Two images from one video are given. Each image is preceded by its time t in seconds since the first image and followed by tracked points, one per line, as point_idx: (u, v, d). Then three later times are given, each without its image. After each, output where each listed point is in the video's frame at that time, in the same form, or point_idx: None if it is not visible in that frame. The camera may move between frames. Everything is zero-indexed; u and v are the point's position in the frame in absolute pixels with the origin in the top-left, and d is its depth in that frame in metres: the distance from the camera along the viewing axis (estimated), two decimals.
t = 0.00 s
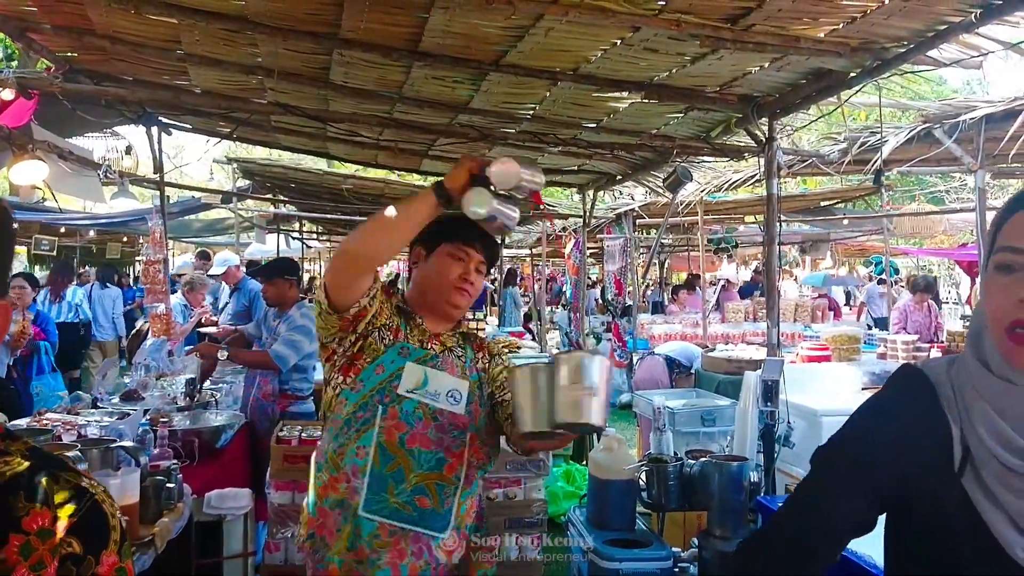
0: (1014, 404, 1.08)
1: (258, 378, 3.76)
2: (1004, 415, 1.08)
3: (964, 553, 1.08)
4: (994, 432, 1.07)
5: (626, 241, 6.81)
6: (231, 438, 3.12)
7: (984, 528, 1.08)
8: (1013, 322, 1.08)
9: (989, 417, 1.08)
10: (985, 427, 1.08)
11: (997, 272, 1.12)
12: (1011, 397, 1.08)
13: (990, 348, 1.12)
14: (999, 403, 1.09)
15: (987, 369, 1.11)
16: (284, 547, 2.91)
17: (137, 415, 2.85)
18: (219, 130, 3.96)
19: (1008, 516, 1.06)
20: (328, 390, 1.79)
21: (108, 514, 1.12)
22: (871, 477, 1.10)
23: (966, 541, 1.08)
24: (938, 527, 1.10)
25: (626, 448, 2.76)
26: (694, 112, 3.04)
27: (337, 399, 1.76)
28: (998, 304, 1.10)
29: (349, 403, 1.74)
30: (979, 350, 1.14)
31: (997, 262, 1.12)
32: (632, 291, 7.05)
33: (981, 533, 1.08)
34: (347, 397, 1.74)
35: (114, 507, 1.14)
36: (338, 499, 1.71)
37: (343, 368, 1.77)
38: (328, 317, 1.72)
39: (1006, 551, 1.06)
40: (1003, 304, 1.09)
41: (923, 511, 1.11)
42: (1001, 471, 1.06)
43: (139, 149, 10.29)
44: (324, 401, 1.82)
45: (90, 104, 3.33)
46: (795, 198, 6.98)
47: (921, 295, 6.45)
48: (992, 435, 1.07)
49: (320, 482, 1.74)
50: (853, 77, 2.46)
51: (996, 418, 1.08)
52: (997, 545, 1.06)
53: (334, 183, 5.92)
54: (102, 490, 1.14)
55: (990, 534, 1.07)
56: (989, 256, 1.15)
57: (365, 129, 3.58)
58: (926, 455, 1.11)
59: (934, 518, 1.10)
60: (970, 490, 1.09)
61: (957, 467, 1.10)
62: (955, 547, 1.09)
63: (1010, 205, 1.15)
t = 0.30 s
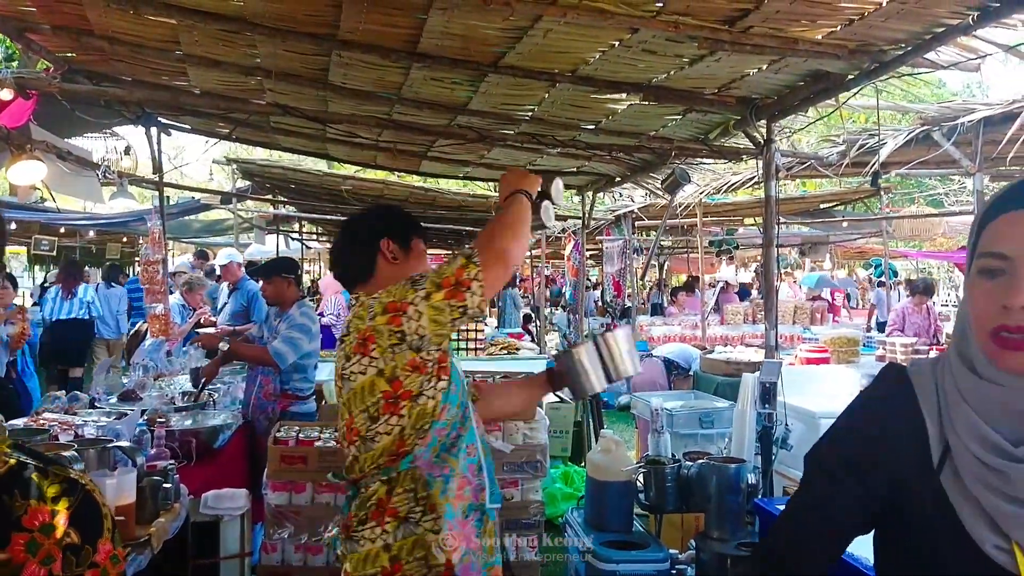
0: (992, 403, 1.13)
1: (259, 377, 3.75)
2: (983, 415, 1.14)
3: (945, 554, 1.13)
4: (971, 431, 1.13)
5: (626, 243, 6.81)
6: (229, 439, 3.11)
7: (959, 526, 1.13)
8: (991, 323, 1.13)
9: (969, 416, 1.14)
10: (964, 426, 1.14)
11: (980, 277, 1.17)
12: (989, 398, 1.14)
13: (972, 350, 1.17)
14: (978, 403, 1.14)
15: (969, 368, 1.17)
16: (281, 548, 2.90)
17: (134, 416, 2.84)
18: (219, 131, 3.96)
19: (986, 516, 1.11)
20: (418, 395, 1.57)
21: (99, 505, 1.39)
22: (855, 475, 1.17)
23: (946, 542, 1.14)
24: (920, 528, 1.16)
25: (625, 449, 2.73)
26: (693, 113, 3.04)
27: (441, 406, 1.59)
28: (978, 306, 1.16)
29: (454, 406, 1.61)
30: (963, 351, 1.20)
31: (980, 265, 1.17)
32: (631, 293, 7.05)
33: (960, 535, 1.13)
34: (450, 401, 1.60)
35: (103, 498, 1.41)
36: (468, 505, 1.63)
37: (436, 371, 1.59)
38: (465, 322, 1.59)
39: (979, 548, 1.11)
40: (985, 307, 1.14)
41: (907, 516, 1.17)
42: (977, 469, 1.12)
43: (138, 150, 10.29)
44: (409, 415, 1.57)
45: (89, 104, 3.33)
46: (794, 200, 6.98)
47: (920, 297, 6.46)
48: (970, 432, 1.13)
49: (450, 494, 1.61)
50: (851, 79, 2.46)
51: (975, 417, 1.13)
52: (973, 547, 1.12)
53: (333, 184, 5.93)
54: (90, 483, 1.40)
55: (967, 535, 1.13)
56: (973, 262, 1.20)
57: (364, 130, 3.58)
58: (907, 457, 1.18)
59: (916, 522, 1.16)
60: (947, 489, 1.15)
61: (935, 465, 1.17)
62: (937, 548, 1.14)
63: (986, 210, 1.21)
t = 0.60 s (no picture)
0: (968, 397, 1.20)
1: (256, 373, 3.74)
2: (960, 410, 1.21)
3: (921, 541, 1.23)
4: (950, 425, 1.21)
5: (625, 243, 6.81)
6: (229, 437, 3.12)
7: (929, 513, 1.23)
8: (969, 324, 1.18)
9: (946, 408, 1.22)
10: (941, 418, 1.22)
11: (960, 280, 1.22)
12: (966, 393, 1.20)
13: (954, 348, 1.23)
14: (955, 397, 1.21)
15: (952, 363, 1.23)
16: (281, 546, 2.90)
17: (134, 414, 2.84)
18: (219, 130, 3.96)
19: (957, 503, 1.20)
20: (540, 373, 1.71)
21: (100, 511, 1.28)
22: (858, 479, 1.31)
23: (921, 530, 1.24)
24: (901, 518, 1.26)
25: (624, 449, 2.74)
26: (693, 113, 3.04)
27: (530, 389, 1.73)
28: (958, 306, 1.21)
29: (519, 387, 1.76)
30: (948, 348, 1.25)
31: (960, 268, 1.21)
32: (631, 293, 7.05)
33: (934, 524, 1.22)
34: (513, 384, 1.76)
35: (108, 506, 1.30)
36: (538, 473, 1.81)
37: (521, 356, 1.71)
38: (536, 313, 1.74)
39: (946, 530, 1.21)
40: (964, 307, 1.19)
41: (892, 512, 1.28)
42: (951, 458, 1.20)
43: (138, 148, 10.28)
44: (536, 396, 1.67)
45: (89, 103, 3.33)
46: (795, 200, 6.97)
47: (919, 297, 6.46)
48: (946, 424, 1.21)
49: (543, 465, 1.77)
50: (851, 79, 2.46)
51: (954, 411, 1.21)
52: (943, 534, 1.21)
53: (333, 183, 5.92)
54: (96, 488, 1.30)
55: (936, 518, 1.22)
56: (953, 263, 1.24)
57: (364, 129, 3.58)
58: (893, 448, 1.28)
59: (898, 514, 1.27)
60: (923, 478, 1.24)
61: (913, 454, 1.26)
62: (921, 538, 1.23)
63: (969, 213, 1.24)
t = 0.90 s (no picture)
0: (943, 391, 1.20)
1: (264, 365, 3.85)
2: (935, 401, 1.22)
3: (896, 531, 1.24)
4: (924, 416, 1.22)
5: (625, 242, 6.81)
6: (229, 435, 3.12)
7: (905, 501, 1.24)
8: (943, 327, 1.17)
9: (922, 401, 1.22)
10: (917, 409, 1.23)
11: (934, 287, 1.20)
12: (941, 387, 1.20)
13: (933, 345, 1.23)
14: (932, 391, 1.22)
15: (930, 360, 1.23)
16: (282, 543, 2.91)
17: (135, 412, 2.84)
18: (219, 127, 3.97)
19: (927, 489, 1.21)
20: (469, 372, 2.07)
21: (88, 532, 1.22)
22: (851, 473, 1.31)
23: (896, 517, 1.25)
24: (878, 505, 1.27)
25: (624, 447, 2.75)
26: (694, 112, 3.05)
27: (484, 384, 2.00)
28: (932, 311, 1.20)
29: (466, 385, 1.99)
30: (929, 344, 1.25)
31: (932, 272, 1.20)
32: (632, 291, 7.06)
33: (908, 512, 1.23)
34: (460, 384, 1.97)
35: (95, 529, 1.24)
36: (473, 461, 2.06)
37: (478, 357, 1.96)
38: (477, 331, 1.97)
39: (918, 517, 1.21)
40: (938, 312, 1.18)
41: (871, 504, 1.28)
42: (923, 447, 1.21)
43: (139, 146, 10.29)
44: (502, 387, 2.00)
45: (90, 100, 3.34)
46: (796, 199, 6.97)
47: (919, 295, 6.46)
48: (919, 415, 1.22)
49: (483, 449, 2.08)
50: (852, 78, 2.46)
51: (928, 403, 1.22)
52: (915, 519, 1.22)
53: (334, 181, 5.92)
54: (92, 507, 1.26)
55: (909, 505, 1.23)
56: (926, 269, 1.22)
57: (365, 127, 3.58)
58: (877, 441, 1.29)
59: (877, 504, 1.27)
60: (899, 466, 1.25)
61: (892, 444, 1.27)
62: (901, 530, 1.24)
63: (945, 215, 1.21)
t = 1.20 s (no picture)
0: (934, 383, 1.21)
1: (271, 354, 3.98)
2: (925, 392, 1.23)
3: (891, 525, 1.23)
4: (914, 406, 1.23)
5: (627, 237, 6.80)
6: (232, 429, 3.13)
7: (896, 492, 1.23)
8: (938, 322, 1.16)
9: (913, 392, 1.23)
10: (907, 402, 1.24)
11: (927, 284, 1.19)
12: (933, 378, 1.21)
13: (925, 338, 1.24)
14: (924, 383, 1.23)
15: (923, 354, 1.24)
16: (284, 537, 2.92)
17: (138, 406, 2.85)
18: (221, 121, 3.97)
19: (915, 476, 1.21)
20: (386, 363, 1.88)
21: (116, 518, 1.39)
22: (851, 468, 1.31)
23: (891, 511, 1.24)
24: (873, 499, 1.27)
25: (626, 441, 2.76)
26: (696, 106, 3.04)
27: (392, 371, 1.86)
28: (925, 306, 1.18)
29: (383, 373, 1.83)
30: (921, 338, 1.26)
31: (925, 269, 1.19)
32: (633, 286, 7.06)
33: (901, 506, 1.22)
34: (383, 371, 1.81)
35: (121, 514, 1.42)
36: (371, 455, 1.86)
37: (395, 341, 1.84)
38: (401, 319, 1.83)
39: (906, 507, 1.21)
40: (931, 308, 1.17)
41: (867, 500, 1.28)
42: (912, 437, 1.22)
43: (140, 140, 10.27)
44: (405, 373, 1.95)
45: (92, 95, 3.34)
46: (798, 194, 6.96)
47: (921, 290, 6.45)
48: (910, 408, 1.23)
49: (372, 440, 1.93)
50: (854, 72, 2.45)
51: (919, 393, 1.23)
52: (905, 510, 1.22)
53: (336, 175, 5.91)
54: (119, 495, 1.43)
55: (897, 494, 1.23)
56: (919, 266, 1.21)
57: (366, 121, 3.58)
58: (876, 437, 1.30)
59: (873, 498, 1.27)
60: (890, 456, 1.26)
61: (885, 434, 1.28)
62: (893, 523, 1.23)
63: (939, 209, 1.20)
